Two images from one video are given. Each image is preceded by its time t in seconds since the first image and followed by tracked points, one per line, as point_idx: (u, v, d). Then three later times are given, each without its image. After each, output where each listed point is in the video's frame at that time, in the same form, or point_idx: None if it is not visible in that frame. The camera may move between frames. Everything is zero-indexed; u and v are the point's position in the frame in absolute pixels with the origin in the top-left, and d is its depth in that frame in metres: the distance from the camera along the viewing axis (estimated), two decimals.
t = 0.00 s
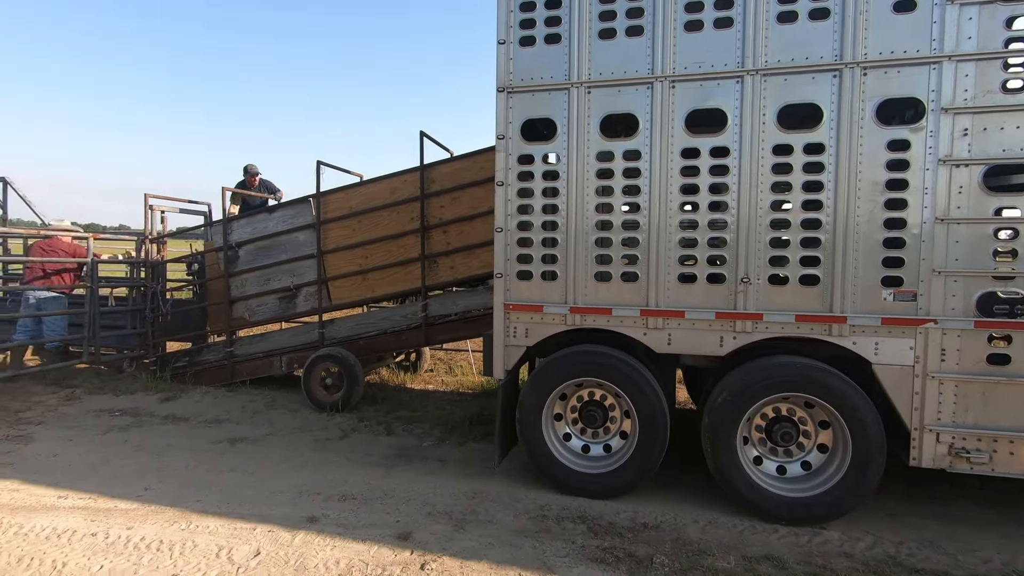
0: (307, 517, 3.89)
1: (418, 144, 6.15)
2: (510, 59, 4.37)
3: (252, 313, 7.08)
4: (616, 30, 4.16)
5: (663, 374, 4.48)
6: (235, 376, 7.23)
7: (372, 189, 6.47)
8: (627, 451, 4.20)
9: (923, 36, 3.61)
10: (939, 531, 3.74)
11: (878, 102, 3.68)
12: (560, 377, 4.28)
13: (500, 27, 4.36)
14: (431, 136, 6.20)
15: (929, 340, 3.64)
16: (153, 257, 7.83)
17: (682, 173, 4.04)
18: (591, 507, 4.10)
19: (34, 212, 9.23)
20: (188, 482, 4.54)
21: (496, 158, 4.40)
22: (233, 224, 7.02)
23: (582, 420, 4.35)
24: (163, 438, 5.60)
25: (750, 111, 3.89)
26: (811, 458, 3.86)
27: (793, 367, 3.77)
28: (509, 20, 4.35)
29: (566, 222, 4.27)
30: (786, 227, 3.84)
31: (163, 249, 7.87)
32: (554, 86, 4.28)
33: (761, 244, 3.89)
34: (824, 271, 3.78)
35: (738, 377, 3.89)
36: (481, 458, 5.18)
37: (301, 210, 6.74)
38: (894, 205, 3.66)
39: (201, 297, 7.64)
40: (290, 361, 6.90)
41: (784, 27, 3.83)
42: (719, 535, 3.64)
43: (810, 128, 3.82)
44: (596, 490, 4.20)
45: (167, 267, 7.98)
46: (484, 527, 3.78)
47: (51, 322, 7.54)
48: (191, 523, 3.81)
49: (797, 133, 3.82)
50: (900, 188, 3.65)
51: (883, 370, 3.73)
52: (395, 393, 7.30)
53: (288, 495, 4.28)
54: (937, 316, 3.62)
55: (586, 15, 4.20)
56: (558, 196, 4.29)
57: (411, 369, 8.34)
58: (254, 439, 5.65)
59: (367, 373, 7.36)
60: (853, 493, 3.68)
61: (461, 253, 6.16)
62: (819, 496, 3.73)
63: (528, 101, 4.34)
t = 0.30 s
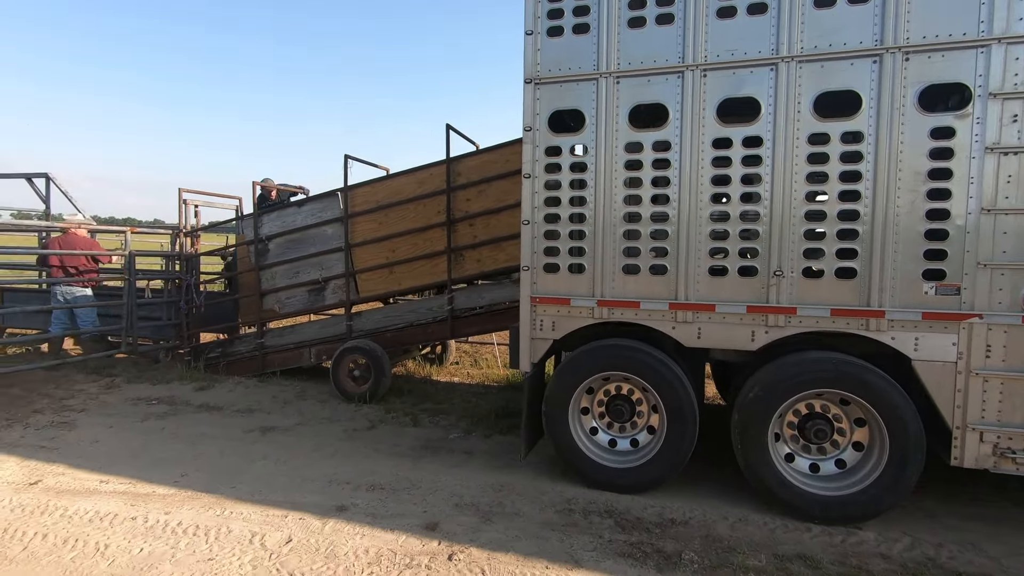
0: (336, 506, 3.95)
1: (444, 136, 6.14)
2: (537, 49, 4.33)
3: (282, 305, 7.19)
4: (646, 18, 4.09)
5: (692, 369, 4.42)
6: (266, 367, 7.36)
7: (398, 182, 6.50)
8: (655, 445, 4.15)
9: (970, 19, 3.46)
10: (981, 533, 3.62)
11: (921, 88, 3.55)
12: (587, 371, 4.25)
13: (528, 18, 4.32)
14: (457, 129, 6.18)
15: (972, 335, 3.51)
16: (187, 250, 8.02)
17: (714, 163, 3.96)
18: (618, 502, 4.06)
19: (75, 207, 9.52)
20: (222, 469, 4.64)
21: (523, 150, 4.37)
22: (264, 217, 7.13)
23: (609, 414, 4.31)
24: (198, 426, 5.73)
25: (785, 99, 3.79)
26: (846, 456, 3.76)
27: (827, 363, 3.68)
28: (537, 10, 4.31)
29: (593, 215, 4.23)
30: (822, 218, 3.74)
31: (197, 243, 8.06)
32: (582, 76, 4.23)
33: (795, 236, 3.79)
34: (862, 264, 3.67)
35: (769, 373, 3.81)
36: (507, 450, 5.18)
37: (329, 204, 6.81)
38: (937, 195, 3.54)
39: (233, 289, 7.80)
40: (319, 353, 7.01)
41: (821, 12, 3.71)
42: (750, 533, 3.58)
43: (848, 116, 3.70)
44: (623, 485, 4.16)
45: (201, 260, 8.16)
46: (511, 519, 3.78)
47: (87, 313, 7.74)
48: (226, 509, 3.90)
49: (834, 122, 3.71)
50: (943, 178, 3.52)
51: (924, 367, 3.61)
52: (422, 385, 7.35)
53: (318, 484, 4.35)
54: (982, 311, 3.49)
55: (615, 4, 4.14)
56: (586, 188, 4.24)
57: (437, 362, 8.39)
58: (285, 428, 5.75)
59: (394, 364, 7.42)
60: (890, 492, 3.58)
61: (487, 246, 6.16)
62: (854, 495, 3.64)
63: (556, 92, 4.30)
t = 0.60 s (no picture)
0: (371, 496, 3.99)
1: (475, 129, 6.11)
2: (568, 38, 4.27)
3: (317, 299, 7.30)
4: (682, 3, 3.99)
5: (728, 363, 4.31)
6: (302, 359, 7.50)
7: (430, 176, 6.52)
8: (689, 441, 4.08)
9: None
10: None
11: (977, 68, 3.38)
12: (620, 364, 4.19)
13: (559, 7, 4.26)
14: (488, 122, 6.16)
15: None
16: (226, 245, 8.21)
17: (753, 152, 3.84)
18: (651, 497, 4.00)
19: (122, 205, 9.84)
20: (261, 458, 4.75)
21: (554, 142, 4.32)
22: (299, 212, 7.24)
23: (642, 408, 4.25)
24: (238, 416, 5.87)
25: (828, 83, 3.65)
26: (892, 455, 3.63)
27: (872, 358, 3.55)
28: None
29: (627, 206, 4.16)
30: (868, 207, 3.60)
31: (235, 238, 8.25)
32: (615, 65, 4.15)
33: (838, 226, 3.66)
34: (910, 255, 3.53)
35: (810, 368, 3.69)
36: (539, 443, 5.16)
37: (362, 198, 6.88)
38: (994, 180, 3.37)
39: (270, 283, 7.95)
40: (353, 346, 7.12)
41: None
42: (789, 532, 3.48)
43: (896, 100, 3.54)
44: (657, 480, 4.10)
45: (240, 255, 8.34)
46: (544, 512, 3.76)
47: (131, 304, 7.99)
48: (265, 497, 3.98)
49: (882, 106, 3.55)
50: (1001, 163, 3.35)
51: (977, 363, 3.45)
52: (453, 378, 7.39)
53: (353, 474, 4.41)
54: None
55: None
56: (618, 178, 4.17)
57: (468, 355, 8.42)
58: (321, 419, 5.85)
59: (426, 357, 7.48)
60: (940, 492, 3.44)
61: (518, 239, 6.13)
62: (900, 495, 3.50)
63: (588, 82, 4.23)
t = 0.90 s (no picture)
0: (402, 487, 4.02)
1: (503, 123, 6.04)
2: (598, 27, 4.19)
3: (348, 293, 7.38)
4: None
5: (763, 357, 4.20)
6: (334, 351, 7.61)
7: (458, 169, 6.50)
8: (722, 436, 3.99)
9: None
10: None
11: None
12: (650, 358, 4.12)
13: None
14: (516, 114, 6.08)
15: None
16: (261, 240, 8.34)
17: (789, 139, 3.72)
18: (683, 493, 3.93)
19: (162, 201, 10.12)
20: (295, 448, 4.82)
21: (583, 132, 4.26)
22: (330, 207, 7.31)
23: (673, 403, 4.17)
24: (273, 407, 5.98)
25: (871, 66, 3.50)
26: (937, 453, 3.49)
27: (916, 353, 3.41)
28: None
29: (657, 197, 4.07)
30: (912, 195, 3.45)
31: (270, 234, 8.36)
32: (645, 53, 4.06)
33: (880, 216, 3.52)
34: (958, 244, 3.37)
35: (850, 363, 3.57)
36: (569, 437, 5.13)
37: (391, 193, 6.91)
38: None
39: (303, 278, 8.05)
40: (384, 339, 7.19)
41: None
42: (827, 531, 3.38)
43: (944, 82, 3.38)
44: (688, 476, 4.02)
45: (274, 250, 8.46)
46: (574, 506, 3.73)
47: (169, 297, 8.17)
48: (299, 486, 4.04)
49: (928, 89, 3.39)
50: None
51: None
52: (482, 371, 7.40)
53: (384, 465, 4.44)
54: None
55: None
56: (649, 169, 4.09)
57: (497, 348, 8.41)
58: (353, 411, 5.92)
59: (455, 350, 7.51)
60: (989, 493, 3.29)
61: (547, 232, 6.08)
62: (945, 495, 3.36)
63: (618, 71, 4.15)
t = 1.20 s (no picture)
0: (426, 482, 4.04)
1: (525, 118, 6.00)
2: (621, 19, 4.14)
3: (372, 289, 7.45)
4: None
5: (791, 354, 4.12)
6: (359, 347, 7.69)
7: (480, 165, 6.50)
8: (749, 433, 3.93)
9: None
10: None
11: None
12: (675, 354, 4.07)
13: None
14: (539, 109, 6.03)
15: None
16: (288, 238, 8.45)
17: (819, 130, 3.63)
18: (708, 490, 3.88)
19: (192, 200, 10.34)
20: (322, 442, 4.89)
21: (606, 126, 4.21)
22: (354, 205, 7.37)
23: (698, 399, 4.11)
24: (300, 402, 6.07)
25: (905, 53, 3.39)
26: (974, 453, 3.38)
27: (952, 349, 3.31)
28: None
29: (682, 191, 4.01)
30: (949, 186, 3.34)
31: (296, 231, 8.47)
32: (670, 44, 4.00)
33: (915, 208, 3.42)
34: (998, 237, 3.26)
35: (882, 360, 3.48)
36: (593, 433, 5.10)
37: (414, 190, 6.94)
38: None
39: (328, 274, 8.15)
40: (408, 335, 7.24)
41: None
42: (858, 531, 3.30)
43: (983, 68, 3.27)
44: (714, 474, 3.97)
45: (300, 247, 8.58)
46: (598, 502, 3.71)
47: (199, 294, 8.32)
48: (326, 479, 4.09)
49: (965, 76, 3.28)
50: None
51: None
52: (505, 367, 7.40)
53: (409, 460, 4.47)
54: None
55: None
56: (673, 163, 4.03)
57: (520, 344, 8.41)
58: (378, 405, 5.97)
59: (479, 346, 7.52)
60: None
61: (570, 228, 6.04)
62: (983, 496, 3.26)
63: (641, 64, 4.09)
